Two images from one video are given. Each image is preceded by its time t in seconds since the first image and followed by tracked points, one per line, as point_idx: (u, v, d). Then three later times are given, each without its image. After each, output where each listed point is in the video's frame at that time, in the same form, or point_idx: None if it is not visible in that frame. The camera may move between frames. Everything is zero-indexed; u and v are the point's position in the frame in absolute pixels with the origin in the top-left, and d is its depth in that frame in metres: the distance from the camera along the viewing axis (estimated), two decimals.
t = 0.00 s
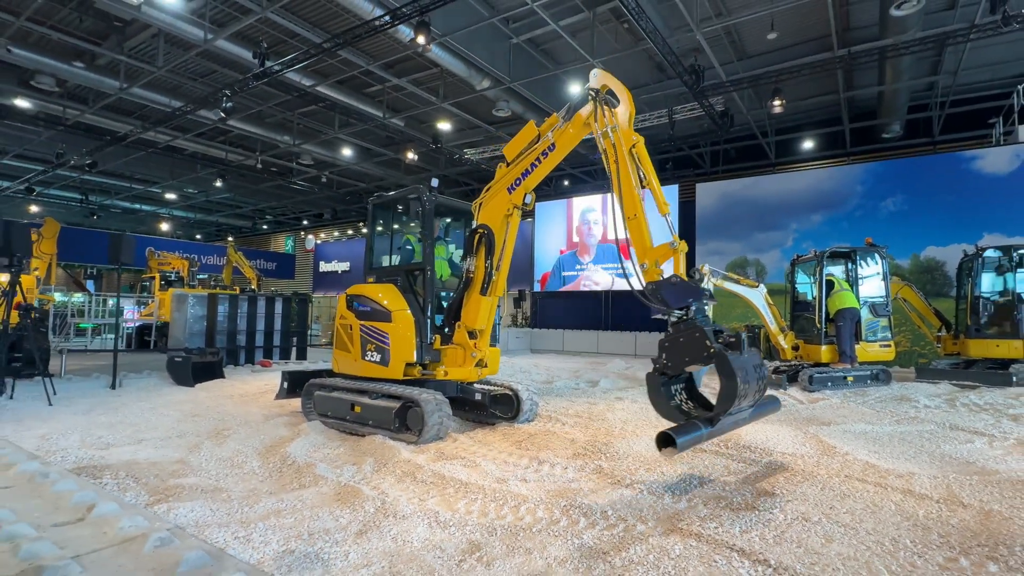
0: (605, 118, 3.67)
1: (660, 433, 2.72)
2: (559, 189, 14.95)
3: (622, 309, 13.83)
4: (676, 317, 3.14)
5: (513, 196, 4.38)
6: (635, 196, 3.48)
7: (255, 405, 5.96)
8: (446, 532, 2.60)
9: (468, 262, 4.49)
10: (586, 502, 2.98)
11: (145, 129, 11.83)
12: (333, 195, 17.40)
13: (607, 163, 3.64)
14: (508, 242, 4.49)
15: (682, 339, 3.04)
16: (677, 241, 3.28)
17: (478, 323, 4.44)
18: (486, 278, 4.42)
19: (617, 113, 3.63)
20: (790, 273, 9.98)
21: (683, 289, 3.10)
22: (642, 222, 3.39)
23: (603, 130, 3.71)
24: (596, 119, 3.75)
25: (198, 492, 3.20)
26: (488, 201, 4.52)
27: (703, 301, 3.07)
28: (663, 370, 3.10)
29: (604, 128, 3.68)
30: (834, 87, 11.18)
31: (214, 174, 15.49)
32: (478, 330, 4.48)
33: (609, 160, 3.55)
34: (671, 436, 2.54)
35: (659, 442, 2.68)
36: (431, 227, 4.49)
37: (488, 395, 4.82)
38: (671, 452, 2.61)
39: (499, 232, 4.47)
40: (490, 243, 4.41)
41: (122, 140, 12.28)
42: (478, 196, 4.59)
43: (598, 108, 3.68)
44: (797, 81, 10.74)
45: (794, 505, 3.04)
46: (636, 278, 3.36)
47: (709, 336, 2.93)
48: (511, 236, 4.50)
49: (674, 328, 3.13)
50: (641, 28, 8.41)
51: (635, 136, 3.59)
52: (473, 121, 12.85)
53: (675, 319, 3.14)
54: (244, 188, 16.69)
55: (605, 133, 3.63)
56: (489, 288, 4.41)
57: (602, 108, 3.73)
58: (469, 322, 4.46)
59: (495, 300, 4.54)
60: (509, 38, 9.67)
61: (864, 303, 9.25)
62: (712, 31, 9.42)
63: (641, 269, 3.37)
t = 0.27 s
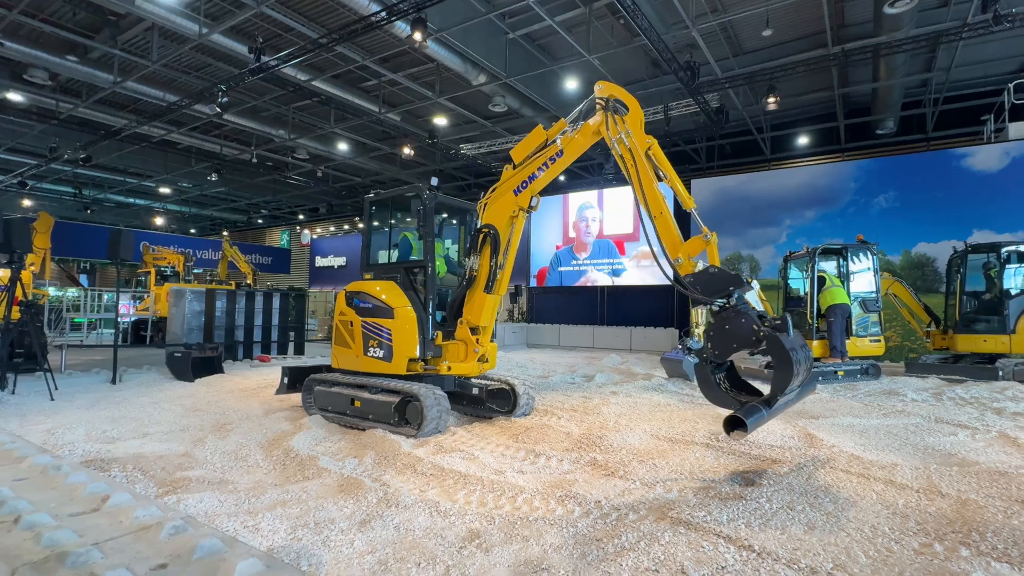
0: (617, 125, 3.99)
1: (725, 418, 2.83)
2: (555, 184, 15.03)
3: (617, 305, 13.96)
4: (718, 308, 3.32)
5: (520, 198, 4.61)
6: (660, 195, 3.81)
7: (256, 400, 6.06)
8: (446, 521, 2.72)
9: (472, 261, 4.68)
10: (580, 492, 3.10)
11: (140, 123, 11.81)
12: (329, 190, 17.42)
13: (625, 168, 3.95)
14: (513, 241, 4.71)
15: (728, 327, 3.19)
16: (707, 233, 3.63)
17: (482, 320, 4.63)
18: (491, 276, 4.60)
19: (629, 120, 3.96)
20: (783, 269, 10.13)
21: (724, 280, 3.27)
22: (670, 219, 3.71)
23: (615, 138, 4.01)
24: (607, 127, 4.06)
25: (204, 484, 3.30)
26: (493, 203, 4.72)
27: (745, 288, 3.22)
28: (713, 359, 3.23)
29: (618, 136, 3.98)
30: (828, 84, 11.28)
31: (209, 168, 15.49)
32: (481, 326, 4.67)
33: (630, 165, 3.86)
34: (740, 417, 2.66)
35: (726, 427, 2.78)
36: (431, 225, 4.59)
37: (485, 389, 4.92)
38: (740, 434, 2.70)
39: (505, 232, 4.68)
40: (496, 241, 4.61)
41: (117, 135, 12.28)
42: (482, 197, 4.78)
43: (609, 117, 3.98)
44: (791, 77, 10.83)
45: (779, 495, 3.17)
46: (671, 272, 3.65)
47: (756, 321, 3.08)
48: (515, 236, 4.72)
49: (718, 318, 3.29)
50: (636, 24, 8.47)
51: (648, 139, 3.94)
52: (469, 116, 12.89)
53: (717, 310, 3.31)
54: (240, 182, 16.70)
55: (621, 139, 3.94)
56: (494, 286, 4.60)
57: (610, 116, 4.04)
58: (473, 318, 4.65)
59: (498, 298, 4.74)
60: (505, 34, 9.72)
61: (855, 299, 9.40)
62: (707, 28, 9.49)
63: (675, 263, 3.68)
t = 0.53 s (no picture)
0: (637, 140, 4.15)
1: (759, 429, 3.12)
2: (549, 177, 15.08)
3: (611, 298, 14.08)
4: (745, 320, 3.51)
5: (529, 200, 4.79)
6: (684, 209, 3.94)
7: (253, 391, 6.13)
8: (443, 507, 2.81)
9: (476, 256, 4.85)
10: (572, 479, 3.20)
11: (132, 114, 11.74)
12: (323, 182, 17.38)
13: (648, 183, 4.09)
14: (520, 240, 4.93)
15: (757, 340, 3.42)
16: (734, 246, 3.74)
17: (483, 315, 4.83)
18: (496, 272, 4.81)
19: (648, 133, 4.11)
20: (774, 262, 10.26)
21: (754, 294, 3.44)
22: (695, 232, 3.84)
23: (636, 152, 4.18)
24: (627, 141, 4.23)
25: (206, 473, 3.39)
26: (502, 202, 4.88)
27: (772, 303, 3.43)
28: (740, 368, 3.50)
29: (638, 150, 4.14)
30: (821, 77, 11.35)
31: (201, 159, 15.41)
32: (482, 320, 4.85)
33: (652, 180, 4.02)
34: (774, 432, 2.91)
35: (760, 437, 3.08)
36: (429, 219, 4.66)
37: (480, 380, 5.00)
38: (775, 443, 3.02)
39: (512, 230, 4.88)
40: (503, 239, 4.79)
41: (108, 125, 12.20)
42: (491, 195, 4.96)
43: (630, 132, 4.16)
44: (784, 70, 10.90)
45: (764, 481, 3.29)
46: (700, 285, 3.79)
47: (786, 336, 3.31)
48: (520, 235, 4.93)
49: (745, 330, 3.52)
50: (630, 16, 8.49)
51: (669, 154, 4.07)
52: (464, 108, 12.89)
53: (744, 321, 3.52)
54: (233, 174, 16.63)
55: (642, 154, 4.10)
56: (498, 282, 4.82)
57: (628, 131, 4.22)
58: (476, 313, 4.85)
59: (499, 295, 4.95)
60: (499, 25, 9.71)
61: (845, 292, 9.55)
62: (701, 21, 9.52)
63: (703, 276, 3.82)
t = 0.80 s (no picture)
0: (652, 156, 4.43)
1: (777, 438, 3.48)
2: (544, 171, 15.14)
3: (605, 292, 14.20)
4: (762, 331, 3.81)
5: (538, 203, 5.01)
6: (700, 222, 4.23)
7: (251, 384, 6.20)
8: (440, 494, 2.91)
9: (481, 253, 5.03)
10: (565, 468, 3.31)
11: (124, 106, 11.69)
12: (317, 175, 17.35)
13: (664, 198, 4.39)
14: (526, 239, 5.11)
15: (773, 351, 3.73)
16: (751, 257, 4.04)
17: (484, 309, 4.95)
18: (500, 269, 4.98)
19: (662, 149, 4.38)
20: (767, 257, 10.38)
21: (771, 308, 3.71)
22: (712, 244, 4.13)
23: (650, 167, 4.45)
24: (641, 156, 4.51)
25: (208, 463, 3.47)
26: (511, 203, 5.10)
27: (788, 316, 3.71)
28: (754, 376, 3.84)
29: (653, 166, 4.42)
30: (814, 72, 11.44)
31: (193, 152, 15.35)
32: (483, 315, 4.99)
33: (668, 195, 4.31)
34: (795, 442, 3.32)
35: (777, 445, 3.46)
36: (428, 214, 4.76)
37: (475, 373, 5.09)
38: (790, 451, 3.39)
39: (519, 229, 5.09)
40: (509, 237, 4.97)
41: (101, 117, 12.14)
42: (499, 195, 5.16)
43: (645, 149, 4.44)
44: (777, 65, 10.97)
45: (751, 469, 3.40)
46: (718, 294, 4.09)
47: (801, 348, 3.60)
48: (527, 235, 5.12)
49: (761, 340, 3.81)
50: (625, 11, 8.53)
51: (682, 168, 4.36)
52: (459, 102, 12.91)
53: (761, 333, 3.81)
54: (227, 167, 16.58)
55: (657, 169, 4.38)
56: (502, 278, 4.98)
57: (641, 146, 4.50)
58: (477, 308, 4.98)
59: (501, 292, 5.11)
60: (494, 19, 9.73)
61: (835, 286, 9.69)
62: (696, 16, 9.57)
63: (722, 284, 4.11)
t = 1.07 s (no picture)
0: (655, 164, 4.54)
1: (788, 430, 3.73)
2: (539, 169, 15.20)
3: (600, 289, 14.30)
4: (772, 329, 3.96)
5: (541, 206, 5.14)
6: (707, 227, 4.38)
7: (248, 381, 6.26)
8: (437, 486, 2.99)
9: (481, 252, 5.15)
10: (559, 461, 3.40)
11: (118, 101, 11.67)
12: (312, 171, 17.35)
13: (670, 205, 4.54)
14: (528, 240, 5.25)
15: (782, 348, 3.90)
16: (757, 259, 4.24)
17: (483, 306, 5.10)
18: (501, 268, 5.11)
19: (665, 158, 4.54)
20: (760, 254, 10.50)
21: (780, 307, 3.85)
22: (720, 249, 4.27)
23: (654, 176, 4.57)
24: (643, 163, 4.61)
25: (209, 457, 3.54)
26: (513, 205, 5.21)
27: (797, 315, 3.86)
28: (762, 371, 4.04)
29: (657, 174, 4.54)
30: (808, 71, 11.53)
31: (187, 147, 15.30)
32: (480, 312, 5.12)
33: (675, 202, 4.45)
34: (806, 433, 3.57)
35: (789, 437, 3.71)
36: (426, 212, 4.83)
37: (472, 369, 5.20)
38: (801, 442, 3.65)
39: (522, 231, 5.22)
40: (512, 237, 5.11)
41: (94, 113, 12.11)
42: (501, 196, 5.27)
43: (648, 157, 4.54)
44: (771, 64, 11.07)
45: (740, 462, 3.50)
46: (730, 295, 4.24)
47: (810, 347, 3.76)
48: (529, 236, 5.26)
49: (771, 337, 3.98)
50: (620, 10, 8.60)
51: (686, 176, 4.51)
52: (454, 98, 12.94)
53: (770, 331, 3.97)
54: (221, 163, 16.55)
55: (662, 177, 4.51)
56: (503, 277, 5.12)
57: (644, 154, 4.62)
58: (477, 305, 5.12)
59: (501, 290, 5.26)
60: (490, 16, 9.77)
61: (827, 283, 9.83)
62: (691, 15, 9.63)
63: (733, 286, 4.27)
